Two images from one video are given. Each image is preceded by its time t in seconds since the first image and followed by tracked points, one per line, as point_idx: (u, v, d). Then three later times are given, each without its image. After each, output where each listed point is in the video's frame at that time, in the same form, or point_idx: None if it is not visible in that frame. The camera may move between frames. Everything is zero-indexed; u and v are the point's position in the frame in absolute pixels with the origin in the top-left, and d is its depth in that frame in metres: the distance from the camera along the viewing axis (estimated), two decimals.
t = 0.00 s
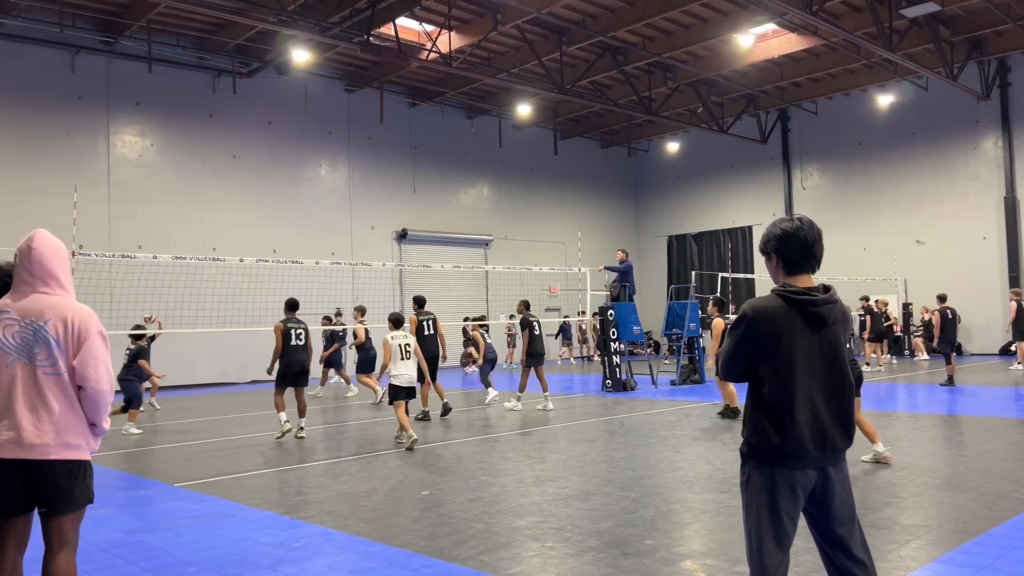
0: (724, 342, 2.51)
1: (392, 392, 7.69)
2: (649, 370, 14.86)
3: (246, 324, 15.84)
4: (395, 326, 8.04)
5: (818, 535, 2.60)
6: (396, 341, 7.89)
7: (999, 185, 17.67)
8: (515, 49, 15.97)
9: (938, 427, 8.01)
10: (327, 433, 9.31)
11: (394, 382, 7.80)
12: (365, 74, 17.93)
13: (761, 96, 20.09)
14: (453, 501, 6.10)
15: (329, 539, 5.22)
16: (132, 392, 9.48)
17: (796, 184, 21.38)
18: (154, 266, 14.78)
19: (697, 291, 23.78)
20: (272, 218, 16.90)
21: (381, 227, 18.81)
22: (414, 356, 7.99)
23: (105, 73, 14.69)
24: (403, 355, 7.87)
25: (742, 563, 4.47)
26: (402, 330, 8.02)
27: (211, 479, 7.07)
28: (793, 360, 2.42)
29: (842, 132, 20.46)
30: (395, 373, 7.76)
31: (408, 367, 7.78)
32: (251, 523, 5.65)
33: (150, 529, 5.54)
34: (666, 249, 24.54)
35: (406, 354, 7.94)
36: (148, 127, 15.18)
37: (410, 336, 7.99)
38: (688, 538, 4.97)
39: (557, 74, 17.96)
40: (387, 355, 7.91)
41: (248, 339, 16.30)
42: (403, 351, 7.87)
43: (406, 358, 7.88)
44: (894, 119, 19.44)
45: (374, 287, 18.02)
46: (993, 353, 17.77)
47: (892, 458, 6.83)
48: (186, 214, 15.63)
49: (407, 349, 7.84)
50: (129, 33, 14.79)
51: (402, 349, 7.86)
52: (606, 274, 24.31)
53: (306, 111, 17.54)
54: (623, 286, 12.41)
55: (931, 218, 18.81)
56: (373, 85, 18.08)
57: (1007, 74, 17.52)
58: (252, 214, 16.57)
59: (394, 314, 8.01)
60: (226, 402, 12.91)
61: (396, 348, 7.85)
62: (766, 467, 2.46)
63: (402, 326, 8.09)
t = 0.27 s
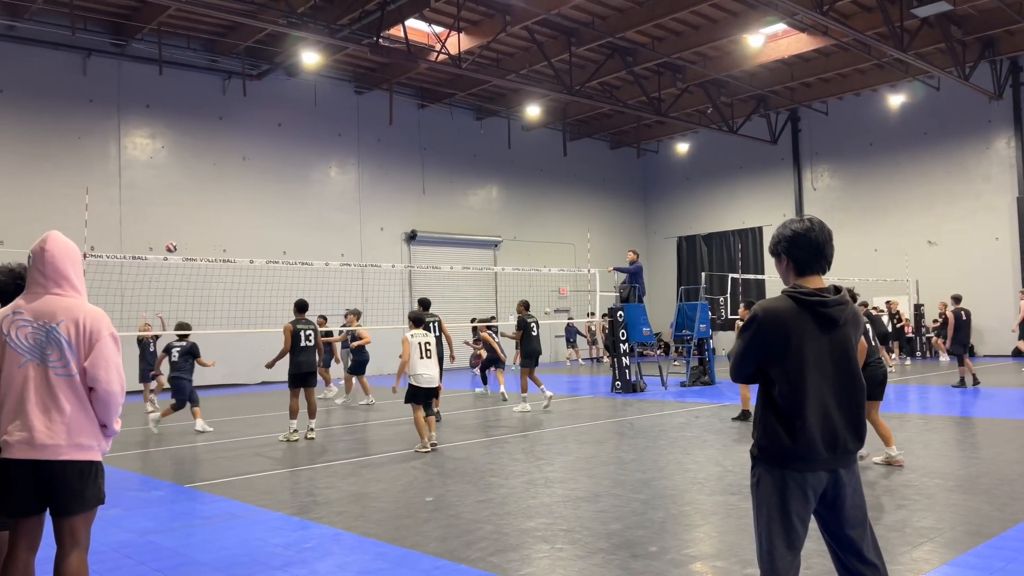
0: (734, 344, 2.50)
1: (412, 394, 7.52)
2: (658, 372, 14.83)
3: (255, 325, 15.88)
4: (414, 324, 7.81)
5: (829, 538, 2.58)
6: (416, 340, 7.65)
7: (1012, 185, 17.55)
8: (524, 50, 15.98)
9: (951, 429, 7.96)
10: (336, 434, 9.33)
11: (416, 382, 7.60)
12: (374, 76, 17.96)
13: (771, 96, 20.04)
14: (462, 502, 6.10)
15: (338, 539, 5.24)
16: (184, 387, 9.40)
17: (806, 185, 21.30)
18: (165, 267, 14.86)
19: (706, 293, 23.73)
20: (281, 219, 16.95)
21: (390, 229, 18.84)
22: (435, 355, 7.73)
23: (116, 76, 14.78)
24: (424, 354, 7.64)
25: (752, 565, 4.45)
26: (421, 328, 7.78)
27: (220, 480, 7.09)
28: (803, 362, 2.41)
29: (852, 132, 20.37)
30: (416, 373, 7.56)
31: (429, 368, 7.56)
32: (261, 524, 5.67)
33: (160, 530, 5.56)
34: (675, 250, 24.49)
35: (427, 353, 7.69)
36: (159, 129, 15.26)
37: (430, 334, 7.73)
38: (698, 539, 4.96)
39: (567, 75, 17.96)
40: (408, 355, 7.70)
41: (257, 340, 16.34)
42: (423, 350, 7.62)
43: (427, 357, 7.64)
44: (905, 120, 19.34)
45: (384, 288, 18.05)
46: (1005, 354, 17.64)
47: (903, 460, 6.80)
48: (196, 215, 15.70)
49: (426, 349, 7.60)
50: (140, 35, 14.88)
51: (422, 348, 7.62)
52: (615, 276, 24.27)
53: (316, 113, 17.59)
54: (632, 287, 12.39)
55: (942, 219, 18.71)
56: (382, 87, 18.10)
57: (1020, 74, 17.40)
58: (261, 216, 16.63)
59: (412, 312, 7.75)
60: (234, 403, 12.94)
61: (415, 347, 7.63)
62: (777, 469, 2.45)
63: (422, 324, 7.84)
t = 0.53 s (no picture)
0: (737, 346, 2.49)
1: (428, 401, 7.24)
2: (662, 374, 14.82)
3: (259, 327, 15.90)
4: (431, 328, 7.49)
5: (831, 541, 2.57)
6: (433, 345, 7.35)
7: (1017, 187, 17.50)
8: (528, 53, 16.00)
9: (956, 431, 7.93)
10: (340, 435, 9.34)
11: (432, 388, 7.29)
12: (379, 78, 17.99)
13: (775, 98, 20.02)
14: (465, 504, 6.09)
15: (341, 541, 5.23)
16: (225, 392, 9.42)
17: (811, 186, 21.27)
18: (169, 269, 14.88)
19: (711, 295, 23.70)
20: (285, 221, 16.97)
21: (394, 231, 18.86)
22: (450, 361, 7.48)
23: (122, 78, 14.83)
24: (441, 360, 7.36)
25: (755, 568, 4.43)
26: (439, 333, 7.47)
27: (224, 482, 7.10)
28: (806, 364, 2.40)
29: (857, 135, 20.34)
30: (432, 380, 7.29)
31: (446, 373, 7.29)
32: (265, 526, 5.67)
33: (164, 531, 5.57)
34: (679, 251, 24.48)
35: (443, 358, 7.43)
36: (164, 131, 15.30)
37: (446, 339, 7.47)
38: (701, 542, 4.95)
39: (571, 77, 17.97)
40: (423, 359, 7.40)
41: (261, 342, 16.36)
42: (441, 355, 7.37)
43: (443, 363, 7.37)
44: (910, 121, 19.30)
45: (388, 290, 18.07)
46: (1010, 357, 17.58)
47: (908, 463, 6.78)
48: (200, 217, 15.72)
49: (444, 355, 7.33)
50: (145, 38, 14.92)
51: (440, 354, 7.35)
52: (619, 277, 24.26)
53: (320, 115, 17.62)
54: (636, 289, 12.38)
55: (947, 220, 18.67)
56: (386, 89, 18.13)
57: None
58: (265, 218, 16.66)
59: (431, 317, 7.38)
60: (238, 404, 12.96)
61: (433, 352, 7.34)
62: (780, 472, 2.44)
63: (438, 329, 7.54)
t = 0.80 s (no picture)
0: (735, 349, 2.49)
1: (438, 399, 6.86)
2: (660, 377, 14.82)
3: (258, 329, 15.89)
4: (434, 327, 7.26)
5: (828, 544, 2.57)
6: (438, 343, 7.07)
7: (1016, 190, 17.52)
8: (527, 55, 16.02)
9: (954, 434, 7.94)
10: (338, 437, 9.34)
11: (441, 388, 6.94)
12: (378, 81, 18.00)
13: (774, 101, 20.03)
14: (464, 506, 6.10)
15: (339, 544, 5.23)
16: (238, 392, 9.52)
17: (810, 189, 21.28)
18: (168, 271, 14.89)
19: (709, 297, 23.71)
20: (284, 223, 16.97)
21: (394, 233, 18.87)
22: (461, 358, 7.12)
23: (121, 80, 14.84)
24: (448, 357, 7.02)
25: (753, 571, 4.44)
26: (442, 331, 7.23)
27: (222, 484, 7.10)
28: (804, 367, 2.40)
29: (856, 138, 20.35)
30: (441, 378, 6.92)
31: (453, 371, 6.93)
32: (263, 528, 5.67)
33: (162, 533, 5.57)
34: (678, 254, 24.49)
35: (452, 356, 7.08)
36: (164, 133, 15.31)
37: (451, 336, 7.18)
38: (699, 545, 4.95)
39: (570, 79, 17.98)
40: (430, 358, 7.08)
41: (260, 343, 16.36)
42: (447, 352, 7.03)
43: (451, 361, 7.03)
44: (909, 125, 19.32)
45: (387, 292, 18.09)
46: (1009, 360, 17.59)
47: (905, 466, 6.78)
48: (200, 219, 15.72)
49: (451, 351, 7.01)
50: (145, 39, 14.92)
51: (446, 350, 7.03)
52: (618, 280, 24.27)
53: (319, 117, 17.62)
54: (635, 291, 12.38)
55: (946, 224, 18.68)
56: (386, 91, 18.14)
57: None
58: (265, 219, 16.66)
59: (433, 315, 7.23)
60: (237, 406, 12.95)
61: (439, 349, 7.03)
62: (777, 475, 2.44)
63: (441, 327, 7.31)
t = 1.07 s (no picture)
0: (731, 351, 2.49)
1: (439, 407, 6.77)
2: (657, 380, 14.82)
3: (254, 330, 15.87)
4: (435, 335, 7.23)
5: (824, 547, 2.57)
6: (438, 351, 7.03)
7: (1011, 194, 17.57)
8: (524, 58, 16.04)
9: (949, 437, 7.96)
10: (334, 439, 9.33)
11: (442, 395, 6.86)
12: (375, 82, 18.00)
13: (771, 104, 20.07)
14: (459, 508, 6.09)
15: (335, 546, 5.22)
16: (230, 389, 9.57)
17: (806, 192, 21.32)
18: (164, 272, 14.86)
19: (706, 300, 23.74)
20: (281, 224, 16.95)
21: (391, 234, 18.87)
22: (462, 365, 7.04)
23: (118, 81, 14.81)
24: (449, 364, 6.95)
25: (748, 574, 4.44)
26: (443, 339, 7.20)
27: (217, 485, 7.08)
28: (800, 370, 2.40)
29: (852, 141, 20.40)
30: (440, 385, 6.85)
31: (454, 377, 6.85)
32: (258, 530, 5.66)
33: (157, 535, 5.55)
34: (675, 256, 24.51)
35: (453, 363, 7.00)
36: (160, 134, 15.29)
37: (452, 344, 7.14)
38: (695, 547, 4.95)
39: (567, 82, 17.99)
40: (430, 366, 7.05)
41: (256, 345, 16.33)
42: (448, 359, 6.96)
43: (451, 368, 6.96)
44: (905, 128, 19.37)
45: (383, 293, 18.07)
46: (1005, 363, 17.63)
47: (900, 468, 6.79)
48: (196, 220, 15.70)
49: (451, 358, 6.96)
50: (142, 40, 14.90)
51: (447, 358, 6.98)
52: (615, 282, 24.28)
53: (316, 119, 17.61)
54: (631, 294, 12.40)
55: (942, 227, 18.73)
56: (383, 93, 18.15)
57: (1019, 83, 17.42)
58: (261, 221, 16.65)
59: (433, 323, 7.22)
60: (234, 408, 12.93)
61: (438, 357, 7.00)
62: (773, 477, 2.44)
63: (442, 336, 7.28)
